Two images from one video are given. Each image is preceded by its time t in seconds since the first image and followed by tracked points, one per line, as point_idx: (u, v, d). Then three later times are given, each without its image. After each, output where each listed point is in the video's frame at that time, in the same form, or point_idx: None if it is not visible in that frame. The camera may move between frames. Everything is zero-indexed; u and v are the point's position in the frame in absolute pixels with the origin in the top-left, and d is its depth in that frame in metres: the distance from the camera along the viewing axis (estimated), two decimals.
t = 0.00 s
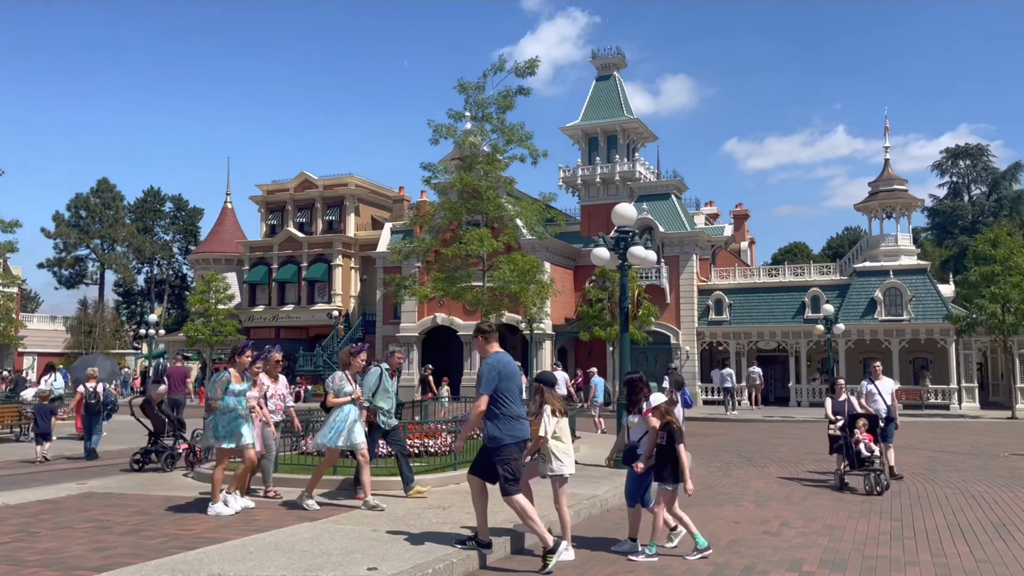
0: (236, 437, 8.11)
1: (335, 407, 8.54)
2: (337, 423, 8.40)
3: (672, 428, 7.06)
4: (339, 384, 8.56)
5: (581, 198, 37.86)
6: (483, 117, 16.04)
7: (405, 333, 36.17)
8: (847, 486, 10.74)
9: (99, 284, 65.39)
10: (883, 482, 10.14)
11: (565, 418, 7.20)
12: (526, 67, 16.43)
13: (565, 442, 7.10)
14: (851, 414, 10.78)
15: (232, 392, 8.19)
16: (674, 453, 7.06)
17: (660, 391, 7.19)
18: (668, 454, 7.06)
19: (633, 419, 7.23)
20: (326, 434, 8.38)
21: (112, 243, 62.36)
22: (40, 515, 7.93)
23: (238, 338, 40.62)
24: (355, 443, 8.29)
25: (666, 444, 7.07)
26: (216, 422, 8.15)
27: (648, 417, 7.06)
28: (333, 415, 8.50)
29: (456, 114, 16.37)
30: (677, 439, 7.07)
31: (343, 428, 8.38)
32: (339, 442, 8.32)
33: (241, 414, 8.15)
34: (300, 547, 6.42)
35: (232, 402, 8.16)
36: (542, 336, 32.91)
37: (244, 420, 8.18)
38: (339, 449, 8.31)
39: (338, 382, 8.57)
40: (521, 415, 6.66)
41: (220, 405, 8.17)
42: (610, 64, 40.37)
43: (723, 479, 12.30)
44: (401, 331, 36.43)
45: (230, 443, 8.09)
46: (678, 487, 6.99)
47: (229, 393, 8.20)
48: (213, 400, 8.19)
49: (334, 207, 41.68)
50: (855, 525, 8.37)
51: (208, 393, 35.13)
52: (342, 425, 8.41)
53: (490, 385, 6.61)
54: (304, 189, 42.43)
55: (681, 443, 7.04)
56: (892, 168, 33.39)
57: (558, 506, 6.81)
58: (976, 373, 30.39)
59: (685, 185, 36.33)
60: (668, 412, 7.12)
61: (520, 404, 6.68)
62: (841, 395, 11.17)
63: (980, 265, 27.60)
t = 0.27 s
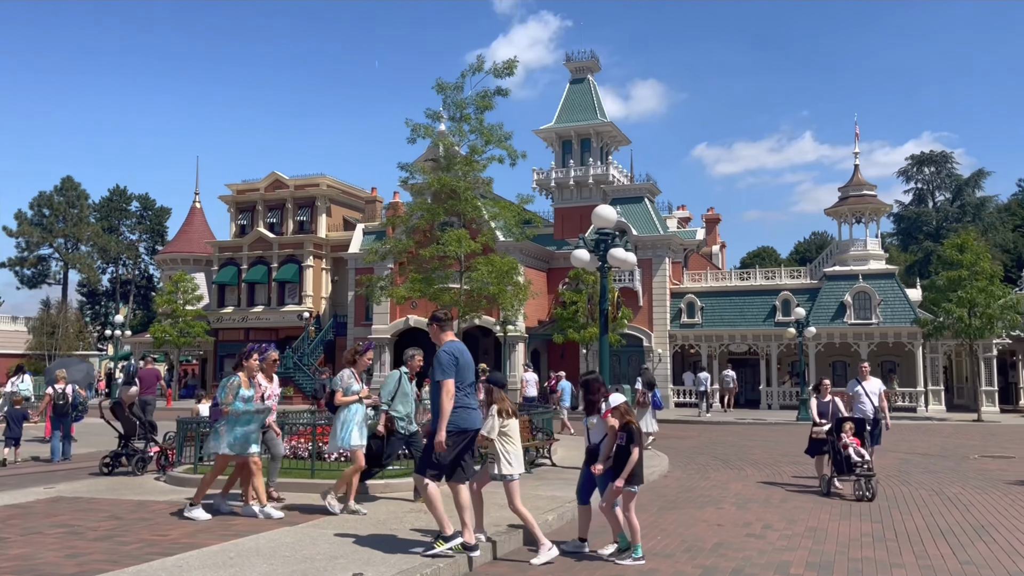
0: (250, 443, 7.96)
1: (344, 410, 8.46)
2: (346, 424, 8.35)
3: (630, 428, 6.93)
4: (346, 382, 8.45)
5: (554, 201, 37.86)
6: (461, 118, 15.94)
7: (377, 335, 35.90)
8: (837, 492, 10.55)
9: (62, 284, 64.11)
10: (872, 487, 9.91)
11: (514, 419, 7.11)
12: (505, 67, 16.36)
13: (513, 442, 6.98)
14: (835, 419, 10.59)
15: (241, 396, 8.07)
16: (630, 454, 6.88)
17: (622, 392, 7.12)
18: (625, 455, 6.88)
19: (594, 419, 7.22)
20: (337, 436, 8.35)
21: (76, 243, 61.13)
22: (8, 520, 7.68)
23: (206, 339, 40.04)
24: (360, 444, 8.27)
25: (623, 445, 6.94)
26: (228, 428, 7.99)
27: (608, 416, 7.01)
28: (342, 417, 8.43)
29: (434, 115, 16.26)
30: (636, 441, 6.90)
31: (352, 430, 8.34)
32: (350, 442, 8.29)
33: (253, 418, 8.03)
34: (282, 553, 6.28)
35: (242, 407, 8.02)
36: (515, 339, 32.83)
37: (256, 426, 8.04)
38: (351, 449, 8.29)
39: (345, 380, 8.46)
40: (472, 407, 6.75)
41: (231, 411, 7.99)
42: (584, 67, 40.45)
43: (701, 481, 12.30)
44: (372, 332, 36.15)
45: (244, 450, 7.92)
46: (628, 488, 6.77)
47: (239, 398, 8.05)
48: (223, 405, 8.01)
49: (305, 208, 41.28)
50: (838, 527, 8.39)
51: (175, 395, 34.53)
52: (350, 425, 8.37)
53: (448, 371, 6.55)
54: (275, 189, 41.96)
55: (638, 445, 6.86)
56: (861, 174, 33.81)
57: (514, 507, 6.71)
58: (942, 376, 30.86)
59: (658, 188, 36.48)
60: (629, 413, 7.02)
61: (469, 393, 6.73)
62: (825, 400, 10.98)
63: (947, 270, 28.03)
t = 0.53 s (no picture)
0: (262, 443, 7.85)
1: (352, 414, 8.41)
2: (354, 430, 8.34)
3: (584, 434, 6.87)
4: (356, 390, 8.40)
5: (529, 203, 37.80)
6: (439, 118, 15.80)
7: (350, 337, 35.58)
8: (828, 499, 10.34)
9: (24, 284, 62.75)
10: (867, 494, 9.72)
11: (473, 408, 7.31)
12: (483, 68, 16.27)
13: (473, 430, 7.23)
14: (827, 423, 10.36)
15: (252, 394, 7.90)
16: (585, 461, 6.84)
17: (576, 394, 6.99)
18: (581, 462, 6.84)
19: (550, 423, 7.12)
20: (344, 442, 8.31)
21: (39, 242, 59.86)
22: None
23: (175, 341, 39.40)
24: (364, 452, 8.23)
25: (577, 452, 6.87)
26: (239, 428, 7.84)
27: (563, 422, 6.91)
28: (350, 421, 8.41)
29: (413, 114, 16.12)
30: (591, 448, 6.86)
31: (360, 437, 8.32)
32: (357, 451, 8.26)
33: (263, 419, 7.93)
34: (265, 560, 6.13)
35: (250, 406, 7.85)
36: (490, 341, 32.72)
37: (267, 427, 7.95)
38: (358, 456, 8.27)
39: (354, 387, 8.41)
40: (416, 414, 6.67)
41: (242, 410, 7.82)
42: (559, 69, 40.48)
43: (681, 484, 12.29)
44: (345, 334, 35.81)
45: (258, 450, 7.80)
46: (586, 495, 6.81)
47: (250, 396, 7.88)
48: (233, 404, 7.82)
49: (276, 208, 40.82)
50: (821, 529, 8.40)
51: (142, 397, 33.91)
52: (356, 432, 8.36)
53: (392, 379, 6.50)
54: (246, 189, 41.45)
55: (592, 451, 6.84)
56: (832, 178, 34.18)
57: (444, 492, 6.88)
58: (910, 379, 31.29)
59: (633, 191, 36.58)
60: (584, 417, 6.93)
61: (415, 400, 6.66)
62: (817, 404, 10.73)
63: (918, 273, 28.41)
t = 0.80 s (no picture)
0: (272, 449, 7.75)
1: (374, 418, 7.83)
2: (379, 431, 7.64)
3: (544, 431, 6.84)
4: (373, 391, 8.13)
5: (505, 203, 37.75)
6: (419, 117, 15.68)
7: (324, 338, 35.26)
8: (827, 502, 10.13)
9: None
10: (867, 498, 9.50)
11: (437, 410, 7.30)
12: (463, 68, 16.19)
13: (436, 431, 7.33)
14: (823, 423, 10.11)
15: (264, 401, 7.84)
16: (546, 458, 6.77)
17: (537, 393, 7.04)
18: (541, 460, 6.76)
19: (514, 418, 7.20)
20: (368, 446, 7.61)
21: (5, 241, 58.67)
22: None
23: (145, 342, 38.80)
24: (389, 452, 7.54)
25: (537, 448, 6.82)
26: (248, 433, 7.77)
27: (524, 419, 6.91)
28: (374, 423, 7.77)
29: (392, 113, 15.99)
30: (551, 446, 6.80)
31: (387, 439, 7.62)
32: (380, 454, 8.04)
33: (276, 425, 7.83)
34: (250, 564, 6.01)
35: (260, 413, 7.80)
36: (466, 341, 32.60)
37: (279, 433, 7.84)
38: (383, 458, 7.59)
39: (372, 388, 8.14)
40: (368, 408, 6.48)
41: (252, 415, 7.79)
42: (535, 70, 40.48)
43: (663, 484, 12.29)
44: (319, 335, 35.48)
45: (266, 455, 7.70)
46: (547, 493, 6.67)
47: (263, 401, 7.84)
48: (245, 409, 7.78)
49: (249, 207, 40.37)
50: (807, 529, 8.42)
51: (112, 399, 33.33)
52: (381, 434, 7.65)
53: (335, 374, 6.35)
54: (218, 188, 40.96)
55: (553, 448, 6.77)
56: (805, 180, 34.53)
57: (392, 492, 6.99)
58: (881, 378, 31.69)
59: (609, 192, 36.68)
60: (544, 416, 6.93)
61: (364, 396, 6.48)
62: (811, 403, 10.53)
63: (890, 275, 28.78)
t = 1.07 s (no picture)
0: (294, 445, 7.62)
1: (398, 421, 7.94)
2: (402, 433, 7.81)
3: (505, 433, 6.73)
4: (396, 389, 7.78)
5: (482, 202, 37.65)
6: (400, 113, 15.54)
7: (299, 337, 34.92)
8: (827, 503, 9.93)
9: None
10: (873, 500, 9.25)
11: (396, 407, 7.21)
12: (445, 64, 16.08)
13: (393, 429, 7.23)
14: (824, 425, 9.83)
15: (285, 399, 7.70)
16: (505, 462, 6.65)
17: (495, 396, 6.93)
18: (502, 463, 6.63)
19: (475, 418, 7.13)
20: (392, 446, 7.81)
21: None
22: None
23: (117, 341, 38.19)
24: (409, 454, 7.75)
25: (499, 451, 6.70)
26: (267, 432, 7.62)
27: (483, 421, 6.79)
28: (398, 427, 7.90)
29: (372, 109, 15.85)
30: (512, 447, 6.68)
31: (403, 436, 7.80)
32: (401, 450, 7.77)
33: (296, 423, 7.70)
34: (238, 568, 5.87)
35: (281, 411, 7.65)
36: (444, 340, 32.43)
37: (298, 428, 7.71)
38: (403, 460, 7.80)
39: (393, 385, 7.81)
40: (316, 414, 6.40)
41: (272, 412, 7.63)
42: (512, 68, 40.40)
43: (647, 483, 12.27)
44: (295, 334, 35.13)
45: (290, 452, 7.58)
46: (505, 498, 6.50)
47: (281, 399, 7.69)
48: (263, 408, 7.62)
49: (223, 205, 39.91)
50: (796, 527, 8.40)
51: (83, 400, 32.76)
52: (403, 431, 7.88)
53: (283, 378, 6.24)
54: (192, 185, 40.46)
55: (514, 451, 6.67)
56: (781, 179, 34.80)
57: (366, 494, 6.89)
58: (856, 376, 31.99)
59: (587, 191, 36.71)
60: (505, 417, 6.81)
61: (313, 400, 6.38)
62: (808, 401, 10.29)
63: (865, 274, 29.05)
